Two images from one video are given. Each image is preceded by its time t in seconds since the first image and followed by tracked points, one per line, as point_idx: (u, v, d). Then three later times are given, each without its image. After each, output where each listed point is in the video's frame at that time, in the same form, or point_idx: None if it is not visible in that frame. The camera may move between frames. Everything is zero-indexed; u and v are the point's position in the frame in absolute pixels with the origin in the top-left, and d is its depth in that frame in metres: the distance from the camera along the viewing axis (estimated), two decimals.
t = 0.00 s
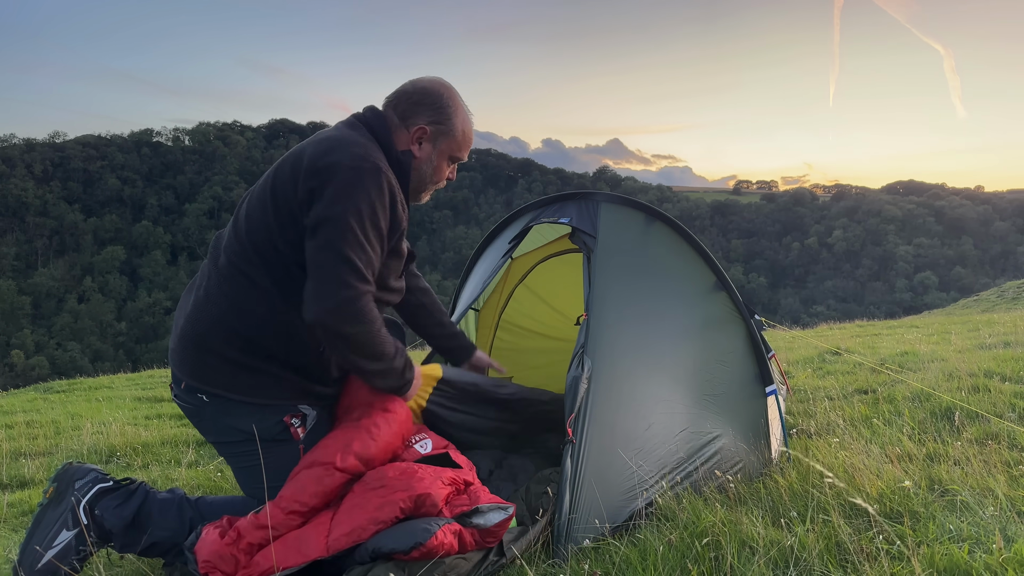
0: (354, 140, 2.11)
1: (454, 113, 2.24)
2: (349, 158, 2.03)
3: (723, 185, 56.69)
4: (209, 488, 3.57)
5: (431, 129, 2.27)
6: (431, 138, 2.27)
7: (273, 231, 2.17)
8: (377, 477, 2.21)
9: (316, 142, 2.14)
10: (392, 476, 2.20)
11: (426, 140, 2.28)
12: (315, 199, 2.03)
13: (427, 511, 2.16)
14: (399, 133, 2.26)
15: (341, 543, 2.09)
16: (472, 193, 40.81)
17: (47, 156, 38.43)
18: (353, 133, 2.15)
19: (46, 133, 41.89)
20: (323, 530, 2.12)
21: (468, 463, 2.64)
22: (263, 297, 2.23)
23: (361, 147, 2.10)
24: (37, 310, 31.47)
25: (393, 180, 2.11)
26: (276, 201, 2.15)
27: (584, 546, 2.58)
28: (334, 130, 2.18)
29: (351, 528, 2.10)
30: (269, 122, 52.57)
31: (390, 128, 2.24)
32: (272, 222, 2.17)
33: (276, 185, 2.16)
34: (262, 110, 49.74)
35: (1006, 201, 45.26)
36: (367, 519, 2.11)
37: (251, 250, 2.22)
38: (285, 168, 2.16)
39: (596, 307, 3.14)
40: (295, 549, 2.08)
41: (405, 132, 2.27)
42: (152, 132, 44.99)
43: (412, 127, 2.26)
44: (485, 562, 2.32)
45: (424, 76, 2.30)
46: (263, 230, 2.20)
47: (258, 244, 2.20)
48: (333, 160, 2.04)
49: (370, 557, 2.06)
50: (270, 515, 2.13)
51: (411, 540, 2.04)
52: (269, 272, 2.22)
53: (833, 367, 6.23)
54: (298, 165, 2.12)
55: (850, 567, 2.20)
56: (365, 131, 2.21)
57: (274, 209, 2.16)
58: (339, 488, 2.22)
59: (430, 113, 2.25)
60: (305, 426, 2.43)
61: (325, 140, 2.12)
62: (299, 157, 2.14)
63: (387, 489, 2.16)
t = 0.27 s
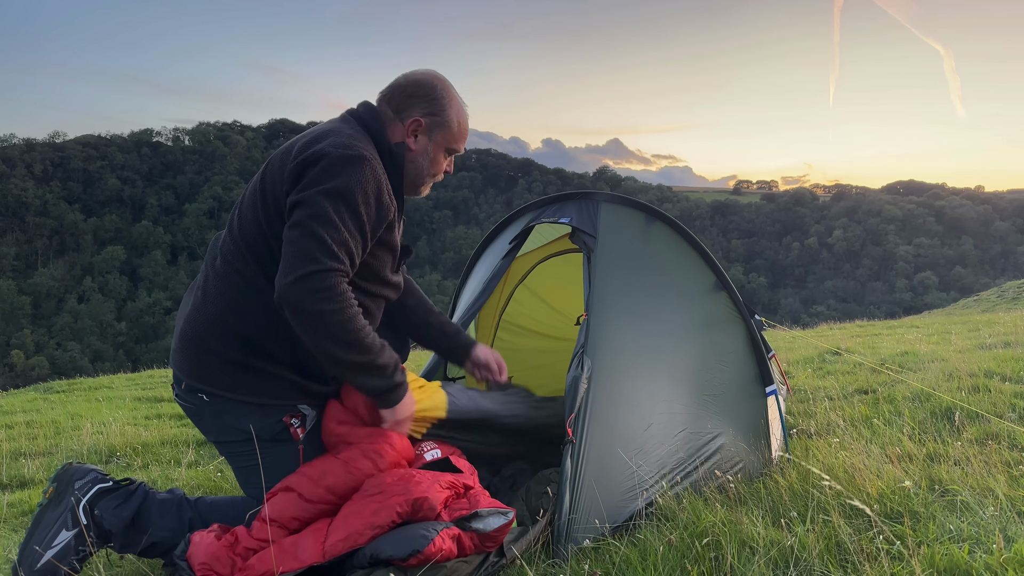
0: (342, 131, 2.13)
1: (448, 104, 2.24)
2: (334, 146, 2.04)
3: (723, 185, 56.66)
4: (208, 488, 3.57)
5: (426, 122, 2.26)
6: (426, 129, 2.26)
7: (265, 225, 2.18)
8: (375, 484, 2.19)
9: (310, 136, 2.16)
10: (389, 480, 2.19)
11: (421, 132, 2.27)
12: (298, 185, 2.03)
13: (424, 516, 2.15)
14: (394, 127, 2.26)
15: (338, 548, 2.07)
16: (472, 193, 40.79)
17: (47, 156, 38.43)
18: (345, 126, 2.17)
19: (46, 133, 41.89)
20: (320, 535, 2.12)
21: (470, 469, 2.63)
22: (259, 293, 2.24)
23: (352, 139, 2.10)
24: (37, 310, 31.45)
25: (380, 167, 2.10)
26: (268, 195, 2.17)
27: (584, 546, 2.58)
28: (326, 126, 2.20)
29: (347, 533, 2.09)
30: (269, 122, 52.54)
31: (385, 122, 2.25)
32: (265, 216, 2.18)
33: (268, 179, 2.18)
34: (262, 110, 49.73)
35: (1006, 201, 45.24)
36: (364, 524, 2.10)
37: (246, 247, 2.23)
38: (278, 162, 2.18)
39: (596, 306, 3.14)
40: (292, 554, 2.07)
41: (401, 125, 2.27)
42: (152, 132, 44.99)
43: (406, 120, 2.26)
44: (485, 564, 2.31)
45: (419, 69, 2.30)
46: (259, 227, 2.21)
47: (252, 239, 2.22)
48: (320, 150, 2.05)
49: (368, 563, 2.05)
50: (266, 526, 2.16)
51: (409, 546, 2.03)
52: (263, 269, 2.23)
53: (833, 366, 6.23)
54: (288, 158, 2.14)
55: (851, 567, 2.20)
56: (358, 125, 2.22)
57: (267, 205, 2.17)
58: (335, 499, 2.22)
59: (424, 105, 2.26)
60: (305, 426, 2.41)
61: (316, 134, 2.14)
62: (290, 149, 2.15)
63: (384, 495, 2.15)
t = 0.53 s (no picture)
0: (346, 141, 2.16)
1: (444, 98, 2.25)
2: (342, 159, 2.09)
3: (723, 185, 56.64)
4: (208, 488, 3.56)
5: (421, 116, 2.27)
6: (421, 124, 2.27)
7: (266, 232, 2.20)
8: (378, 482, 2.19)
9: (308, 141, 2.17)
10: (392, 478, 2.20)
11: (416, 127, 2.28)
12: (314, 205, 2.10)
13: (426, 514, 2.15)
14: (389, 123, 2.27)
15: (339, 545, 2.07)
16: (472, 193, 40.78)
17: (47, 156, 38.41)
18: (346, 132, 2.19)
19: (46, 133, 41.86)
20: (321, 532, 2.11)
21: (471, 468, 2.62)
22: (260, 299, 2.26)
23: (354, 147, 2.14)
24: (37, 310, 31.44)
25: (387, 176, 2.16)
26: (270, 204, 2.18)
27: (584, 546, 2.58)
28: (324, 129, 2.21)
29: (349, 529, 2.09)
30: (269, 122, 52.49)
31: (381, 119, 2.27)
32: (267, 223, 2.19)
33: (268, 187, 2.19)
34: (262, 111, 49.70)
35: (1006, 201, 45.20)
36: (365, 521, 2.10)
37: (246, 253, 2.24)
38: (276, 169, 2.18)
39: (596, 307, 3.13)
40: (293, 550, 2.06)
41: (396, 120, 2.28)
42: (152, 132, 44.96)
43: (401, 114, 2.27)
44: (486, 563, 2.31)
45: (413, 62, 2.31)
46: (258, 233, 2.22)
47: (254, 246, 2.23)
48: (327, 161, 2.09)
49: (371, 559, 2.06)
50: (267, 521, 2.16)
51: (411, 544, 2.03)
52: (267, 279, 2.25)
53: (833, 367, 6.23)
54: (290, 166, 2.15)
55: (851, 566, 2.20)
56: (356, 126, 2.24)
57: (267, 212, 2.19)
58: (338, 495, 2.22)
59: (419, 98, 2.26)
60: (305, 427, 2.41)
61: (315, 141, 2.16)
62: (290, 158, 2.17)
63: (386, 493, 2.15)
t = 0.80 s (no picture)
0: (354, 142, 2.10)
1: (453, 107, 2.24)
2: (347, 162, 2.03)
3: (723, 185, 56.61)
4: (209, 488, 3.57)
5: (430, 123, 2.26)
6: (430, 132, 2.26)
7: (262, 233, 2.16)
8: (376, 481, 2.19)
9: (310, 142, 2.14)
10: (391, 478, 2.20)
11: (424, 134, 2.27)
12: (315, 207, 2.02)
13: (427, 513, 2.16)
14: (399, 129, 2.25)
15: (339, 545, 2.07)
16: (472, 193, 40.77)
17: (47, 156, 38.37)
18: (353, 134, 2.14)
19: (46, 133, 41.84)
20: (321, 532, 2.11)
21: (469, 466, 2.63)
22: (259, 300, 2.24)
23: (359, 149, 2.09)
24: (37, 310, 31.43)
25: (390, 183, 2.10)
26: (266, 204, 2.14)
27: (584, 546, 2.58)
28: (330, 131, 2.16)
29: (349, 529, 2.09)
30: (269, 122, 52.46)
31: (387, 122, 2.25)
32: (263, 224, 2.15)
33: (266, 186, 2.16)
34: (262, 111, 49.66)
35: (1006, 201, 45.16)
36: (365, 521, 2.10)
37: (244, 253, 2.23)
38: (276, 168, 2.15)
39: (597, 307, 3.13)
40: (293, 550, 2.06)
41: (404, 126, 2.26)
42: (152, 132, 44.93)
43: (410, 121, 2.25)
44: (485, 562, 2.31)
45: (424, 69, 2.30)
46: (254, 235, 2.20)
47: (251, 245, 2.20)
48: (327, 158, 2.03)
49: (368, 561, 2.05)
50: (266, 520, 2.16)
51: (412, 543, 2.03)
52: (265, 280, 2.23)
53: (833, 367, 6.23)
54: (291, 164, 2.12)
55: (851, 566, 2.20)
56: (363, 129, 2.21)
57: (264, 212, 2.16)
58: (336, 491, 2.22)
59: (429, 107, 2.25)
60: (305, 428, 2.41)
61: (321, 141, 2.12)
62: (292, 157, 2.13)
63: (386, 492, 2.16)
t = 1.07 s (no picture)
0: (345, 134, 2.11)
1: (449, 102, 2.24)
2: (334, 149, 2.02)
3: (724, 185, 56.60)
4: (209, 488, 3.56)
5: (428, 119, 2.26)
6: (427, 128, 2.26)
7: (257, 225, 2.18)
8: (375, 484, 2.19)
9: (306, 135, 2.14)
10: (388, 480, 2.20)
11: (422, 130, 2.27)
12: (297, 186, 2.00)
13: (425, 515, 2.16)
14: (395, 126, 2.26)
15: (338, 547, 2.07)
16: (472, 193, 40.75)
17: (47, 156, 38.37)
18: (347, 127, 2.15)
19: (46, 133, 41.82)
20: (319, 534, 2.11)
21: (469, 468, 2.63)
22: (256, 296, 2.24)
23: (354, 142, 2.09)
24: (37, 310, 31.47)
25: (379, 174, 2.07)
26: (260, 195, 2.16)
27: (584, 546, 2.58)
28: (325, 126, 2.18)
29: (347, 532, 2.09)
30: (269, 122, 52.45)
31: (386, 119, 2.26)
32: (259, 218, 2.17)
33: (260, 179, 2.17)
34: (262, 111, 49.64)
35: (1006, 201, 45.14)
36: (363, 523, 2.10)
37: (242, 248, 2.23)
38: (273, 163, 2.16)
39: (597, 307, 3.13)
40: (292, 552, 2.06)
41: (402, 123, 2.26)
42: (152, 132, 44.90)
43: (407, 118, 2.26)
44: (486, 563, 2.31)
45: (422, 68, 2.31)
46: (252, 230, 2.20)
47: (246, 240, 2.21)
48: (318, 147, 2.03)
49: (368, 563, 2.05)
50: (264, 524, 2.16)
51: (410, 546, 2.03)
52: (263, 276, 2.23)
53: (833, 366, 6.23)
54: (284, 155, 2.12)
55: (851, 567, 2.20)
56: (358, 124, 2.21)
57: (260, 206, 2.17)
58: (334, 493, 2.22)
59: (426, 102, 2.25)
60: (304, 429, 2.39)
61: (314, 133, 2.13)
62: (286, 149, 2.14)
63: (385, 494, 2.16)
